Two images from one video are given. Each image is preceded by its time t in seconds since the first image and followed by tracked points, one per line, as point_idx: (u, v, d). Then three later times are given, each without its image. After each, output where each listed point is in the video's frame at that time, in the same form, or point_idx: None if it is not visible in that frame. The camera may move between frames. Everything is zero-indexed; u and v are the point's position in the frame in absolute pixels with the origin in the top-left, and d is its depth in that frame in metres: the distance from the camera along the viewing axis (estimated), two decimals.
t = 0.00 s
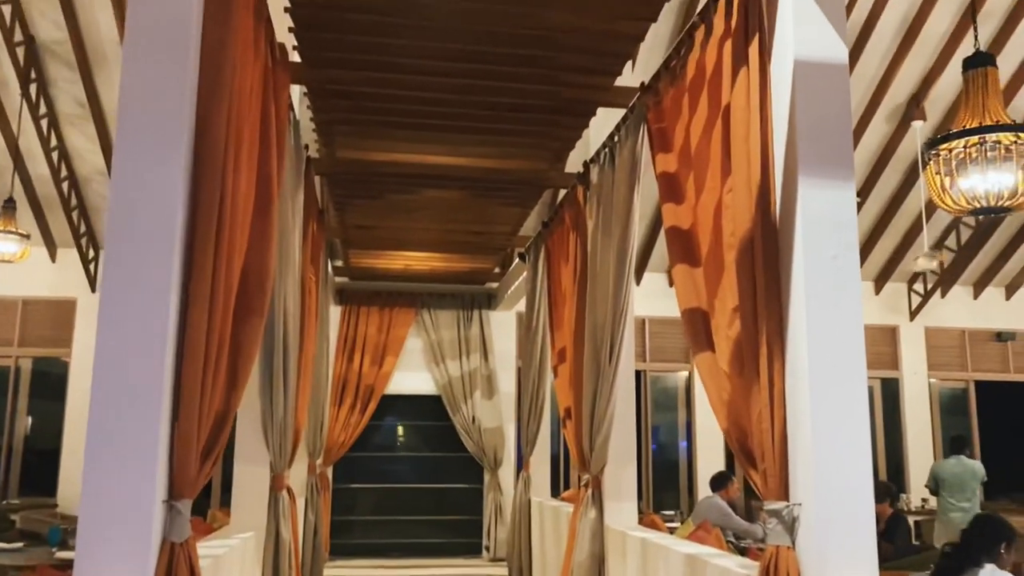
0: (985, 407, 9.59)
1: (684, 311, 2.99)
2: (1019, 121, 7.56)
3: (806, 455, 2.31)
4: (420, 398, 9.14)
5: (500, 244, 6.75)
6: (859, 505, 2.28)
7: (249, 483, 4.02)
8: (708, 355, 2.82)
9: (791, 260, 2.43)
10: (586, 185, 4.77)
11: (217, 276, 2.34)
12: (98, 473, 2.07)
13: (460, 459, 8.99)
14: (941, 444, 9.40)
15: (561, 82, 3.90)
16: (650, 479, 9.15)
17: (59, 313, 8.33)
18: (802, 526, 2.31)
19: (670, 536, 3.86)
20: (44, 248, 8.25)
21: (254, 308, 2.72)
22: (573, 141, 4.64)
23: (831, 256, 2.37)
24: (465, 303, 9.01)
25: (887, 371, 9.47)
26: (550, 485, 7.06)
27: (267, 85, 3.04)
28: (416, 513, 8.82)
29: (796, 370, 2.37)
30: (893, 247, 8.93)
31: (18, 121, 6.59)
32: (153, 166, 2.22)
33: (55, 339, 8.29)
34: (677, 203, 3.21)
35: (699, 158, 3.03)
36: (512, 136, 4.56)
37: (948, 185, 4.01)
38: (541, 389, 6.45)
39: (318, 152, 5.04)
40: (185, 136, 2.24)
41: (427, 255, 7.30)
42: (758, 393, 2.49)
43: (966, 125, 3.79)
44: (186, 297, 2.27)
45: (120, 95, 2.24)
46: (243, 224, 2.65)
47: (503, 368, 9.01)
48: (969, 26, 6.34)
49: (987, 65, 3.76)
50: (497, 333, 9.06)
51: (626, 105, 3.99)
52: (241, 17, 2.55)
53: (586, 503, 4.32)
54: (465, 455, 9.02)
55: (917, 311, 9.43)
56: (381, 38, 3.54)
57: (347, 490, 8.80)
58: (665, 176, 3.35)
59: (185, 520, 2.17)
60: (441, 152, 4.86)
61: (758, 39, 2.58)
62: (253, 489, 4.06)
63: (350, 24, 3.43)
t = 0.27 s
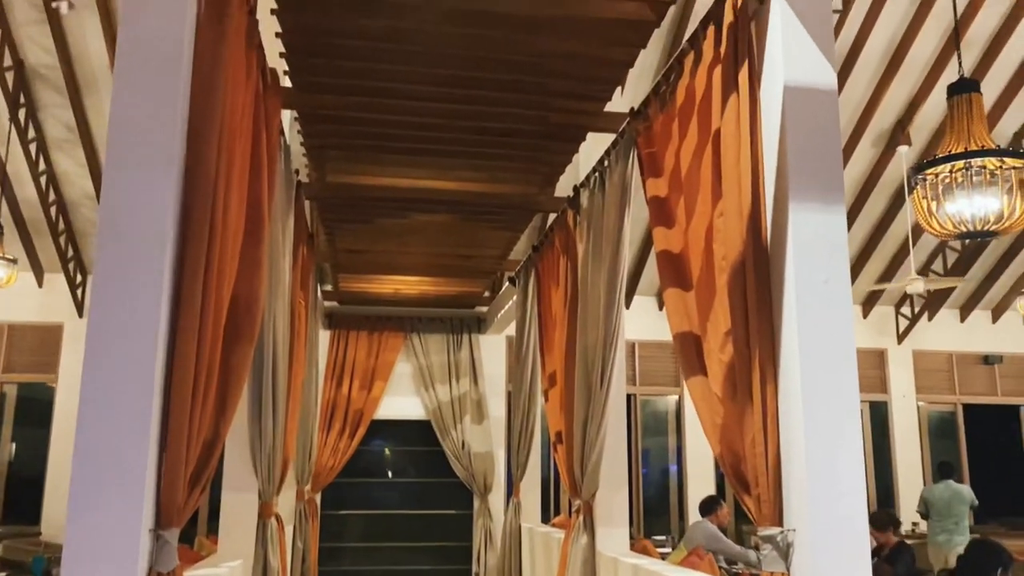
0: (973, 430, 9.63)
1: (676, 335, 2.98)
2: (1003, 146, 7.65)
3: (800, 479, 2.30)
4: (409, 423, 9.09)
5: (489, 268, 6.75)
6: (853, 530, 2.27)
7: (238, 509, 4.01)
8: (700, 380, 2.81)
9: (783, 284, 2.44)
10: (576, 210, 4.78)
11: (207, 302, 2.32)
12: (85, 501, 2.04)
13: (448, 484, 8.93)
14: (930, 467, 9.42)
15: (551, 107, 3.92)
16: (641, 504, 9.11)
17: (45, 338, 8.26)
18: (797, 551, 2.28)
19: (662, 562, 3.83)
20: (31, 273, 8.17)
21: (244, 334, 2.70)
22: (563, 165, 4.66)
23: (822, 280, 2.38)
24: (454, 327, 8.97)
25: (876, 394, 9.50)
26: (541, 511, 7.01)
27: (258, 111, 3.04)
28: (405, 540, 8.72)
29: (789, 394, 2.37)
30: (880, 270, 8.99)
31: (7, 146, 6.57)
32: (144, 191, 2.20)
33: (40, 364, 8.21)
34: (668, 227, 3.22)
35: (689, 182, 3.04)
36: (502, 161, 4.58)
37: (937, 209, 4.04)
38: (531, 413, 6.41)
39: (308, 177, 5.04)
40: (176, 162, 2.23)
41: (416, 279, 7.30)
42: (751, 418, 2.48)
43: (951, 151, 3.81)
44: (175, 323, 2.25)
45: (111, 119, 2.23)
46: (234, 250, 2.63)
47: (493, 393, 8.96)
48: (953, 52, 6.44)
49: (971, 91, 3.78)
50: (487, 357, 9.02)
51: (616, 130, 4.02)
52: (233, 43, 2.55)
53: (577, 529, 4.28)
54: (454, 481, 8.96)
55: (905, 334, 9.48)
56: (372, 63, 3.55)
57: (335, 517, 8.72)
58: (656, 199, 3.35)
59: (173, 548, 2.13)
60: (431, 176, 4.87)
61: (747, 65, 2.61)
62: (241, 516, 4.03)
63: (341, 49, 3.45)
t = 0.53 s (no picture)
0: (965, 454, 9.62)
1: (666, 360, 2.97)
2: (989, 171, 7.71)
3: (790, 506, 2.28)
4: (399, 447, 9.02)
5: (479, 291, 6.73)
6: (845, 558, 2.24)
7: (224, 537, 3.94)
8: (691, 405, 2.79)
9: (772, 309, 2.43)
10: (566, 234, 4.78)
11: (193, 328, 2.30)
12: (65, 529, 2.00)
13: (438, 509, 8.85)
14: (922, 490, 9.40)
15: (541, 132, 3.92)
16: (633, 529, 9.04)
17: (32, 362, 8.18)
18: None
19: None
20: (18, 297, 8.10)
21: (230, 360, 2.67)
22: (553, 189, 4.66)
23: (811, 305, 2.37)
24: (444, 350, 8.93)
25: (867, 418, 9.49)
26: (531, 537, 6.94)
27: (246, 136, 3.03)
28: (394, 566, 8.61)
29: (779, 420, 2.36)
30: (870, 293, 9.01)
31: None
32: (129, 216, 2.19)
33: (26, 389, 8.13)
34: (658, 252, 3.22)
35: (678, 207, 3.04)
36: (491, 184, 4.58)
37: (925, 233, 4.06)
38: (522, 438, 6.38)
39: (297, 201, 5.03)
40: (162, 186, 2.22)
41: (406, 303, 7.27)
42: (742, 444, 2.46)
43: (938, 174, 3.87)
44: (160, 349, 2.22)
45: (98, 142, 2.22)
46: (220, 274, 2.61)
47: (483, 417, 8.91)
48: (939, 77, 6.49)
49: (958, 116, 3.82)
50: (477, 381, 8.97)
51: (605, 154, 4.03)
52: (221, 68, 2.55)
53: (568, 555, 4.24)
54: (444, 506, 8.88)
55: (895, 357, 9.49)
56: (361, 89, 3.55)
57: (324, 543, 8.63)
58: (646, 224, 3.35)
59: None
60: (421, 200, 4.87)
61: (735, 90, 2.62)
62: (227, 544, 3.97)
63: (331, 74, 3.45)
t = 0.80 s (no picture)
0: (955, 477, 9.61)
1: (655, 385, 2.95)
2: (976, 195, 7.76)
3: (778, 534, 2.25)
4: (387, 470, 8.95)
5: (469, 313, 6.71)
6: None
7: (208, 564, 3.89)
8: (680, 431, 2.77)
9: (760, 335, 2.41)
10: (555, 256, 4.77)
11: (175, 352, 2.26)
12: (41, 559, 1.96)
13: (426, 533, 8.75)
14: (912, 514, 9.38)
15: (530, 155, 3.93)
16: (623, 554, 8.97)
17: (17, 384, 8.10)
18: None
19: None
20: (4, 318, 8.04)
21: (214, 384, 2.63)
22: (542, 212, 4.66)
23: (799, 331, 2.36)
24: (433, 373, 8.89)
25: (857, 441, 9.48)
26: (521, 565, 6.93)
27: (233, 158, 3.01)
28: None
29: (767, 447, 2.33)
30: (859, 316, 9.03)
31: None
32: (112, 239, 2.16)
33: (11, 412, 8.05)
34: (647, 275, 3.21)
35: (666, 231, 3.03)
36: (480, 207, 4.57)
37: (914, 256, 4.07)
38: (511, 462, 6.36)
39: (285, 223, 5.01)
40: (146, 208, 2.19)
41: (395, 325, 7.24)
42: (731, 471, 2.43)
43: (926, 200, 3.88)
44: (141, 373, 2.19)
45: (81, 166, 2.20)
46: (205, 298, 2.58)
47: (472, 441, 8.86)
48: (926, 103, 6.55)
49: (945, 140, 3.82)
50: (467, 404, 8.92)
51: (594, 178, 4.03)
52: (208, 89, 2.53)
53: None
54: (432, 530, 8.80)
55: (884, 380, 9.49)
56: (349, 112, 3.54)
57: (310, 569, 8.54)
58: (634, 248, 3.35)
59: None
60: (410, 222, 4.86)
61: (721, 115, 2.62)
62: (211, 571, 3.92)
63: (319, 97, 3.44)
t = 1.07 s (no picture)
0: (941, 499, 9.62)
1: (640, 409, 2.94)
2: (960, 219, 7.84)
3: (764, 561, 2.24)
4: (374, 493, 8.89)
5: (456, 334, 6.69)
6: None
7: None
8: (665, 455, 2.76)
9: (745, 360, 2.42)
10: (542, 278, 4.77)
11: (156, 375, 2.24)
12: None
13: (412, 556, 8.69)
14: (900, 537, 9.37)
15: (517, 178, 3.94)
16: None
17: None
18: None
19: None
20: None
21: (197, 408, 2.60)
22: (530, 234, 4.67)
23: (783, 355, 2.37)
24: (421, 394, 8.82)
25: (844, 463, 9.48)
26: None
27: (219, 180, 3.00)
28: None
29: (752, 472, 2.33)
30: (846, 339, 9.05)
31: None
32: (94, 261, 2.14)
33: None
34: (632, 299, 3.21)
35: (652, 254, 3.04)
36: (468, 228, 4.57)
37: (898, 279, 4.09)
38: (497, 485, 6.34)
39: (272, 244, 4.99)
40: (129, 230, 2.18)
41: (382, 346, 7.21)
42: (715, 497, 2.42)
43: (910, 224, 3.89)
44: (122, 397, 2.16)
45: (64, 188, 2.19)
46: (188, 320, 2.56)
47: (459, 463, 8.80)
48: (910, 127, 6.63)
49: (929, 165, 3.84)
50: (454, 426, 8.88)
51: (581, 201, 4.04)
52: (193, 111, 2.52)
53: None
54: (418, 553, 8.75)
55: (871, 403, 9.52)
56: (337, 134, 3.55)
57: None
58: (620, 271, 3.36)
59: None
60: (398, 243, 4.85)
61: (706, 140, 2.63)
62: None
63: (307, 120, 3.45)
